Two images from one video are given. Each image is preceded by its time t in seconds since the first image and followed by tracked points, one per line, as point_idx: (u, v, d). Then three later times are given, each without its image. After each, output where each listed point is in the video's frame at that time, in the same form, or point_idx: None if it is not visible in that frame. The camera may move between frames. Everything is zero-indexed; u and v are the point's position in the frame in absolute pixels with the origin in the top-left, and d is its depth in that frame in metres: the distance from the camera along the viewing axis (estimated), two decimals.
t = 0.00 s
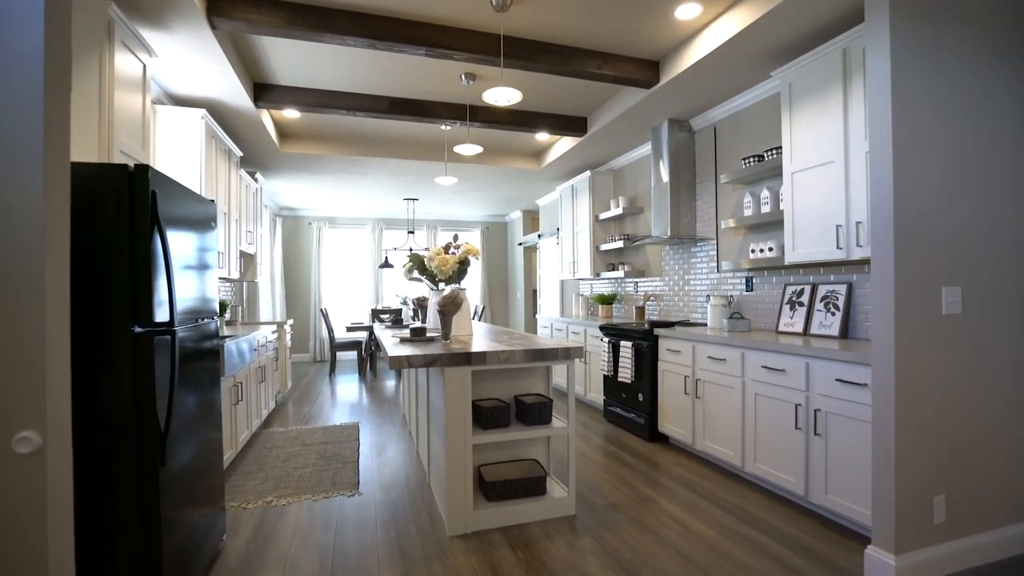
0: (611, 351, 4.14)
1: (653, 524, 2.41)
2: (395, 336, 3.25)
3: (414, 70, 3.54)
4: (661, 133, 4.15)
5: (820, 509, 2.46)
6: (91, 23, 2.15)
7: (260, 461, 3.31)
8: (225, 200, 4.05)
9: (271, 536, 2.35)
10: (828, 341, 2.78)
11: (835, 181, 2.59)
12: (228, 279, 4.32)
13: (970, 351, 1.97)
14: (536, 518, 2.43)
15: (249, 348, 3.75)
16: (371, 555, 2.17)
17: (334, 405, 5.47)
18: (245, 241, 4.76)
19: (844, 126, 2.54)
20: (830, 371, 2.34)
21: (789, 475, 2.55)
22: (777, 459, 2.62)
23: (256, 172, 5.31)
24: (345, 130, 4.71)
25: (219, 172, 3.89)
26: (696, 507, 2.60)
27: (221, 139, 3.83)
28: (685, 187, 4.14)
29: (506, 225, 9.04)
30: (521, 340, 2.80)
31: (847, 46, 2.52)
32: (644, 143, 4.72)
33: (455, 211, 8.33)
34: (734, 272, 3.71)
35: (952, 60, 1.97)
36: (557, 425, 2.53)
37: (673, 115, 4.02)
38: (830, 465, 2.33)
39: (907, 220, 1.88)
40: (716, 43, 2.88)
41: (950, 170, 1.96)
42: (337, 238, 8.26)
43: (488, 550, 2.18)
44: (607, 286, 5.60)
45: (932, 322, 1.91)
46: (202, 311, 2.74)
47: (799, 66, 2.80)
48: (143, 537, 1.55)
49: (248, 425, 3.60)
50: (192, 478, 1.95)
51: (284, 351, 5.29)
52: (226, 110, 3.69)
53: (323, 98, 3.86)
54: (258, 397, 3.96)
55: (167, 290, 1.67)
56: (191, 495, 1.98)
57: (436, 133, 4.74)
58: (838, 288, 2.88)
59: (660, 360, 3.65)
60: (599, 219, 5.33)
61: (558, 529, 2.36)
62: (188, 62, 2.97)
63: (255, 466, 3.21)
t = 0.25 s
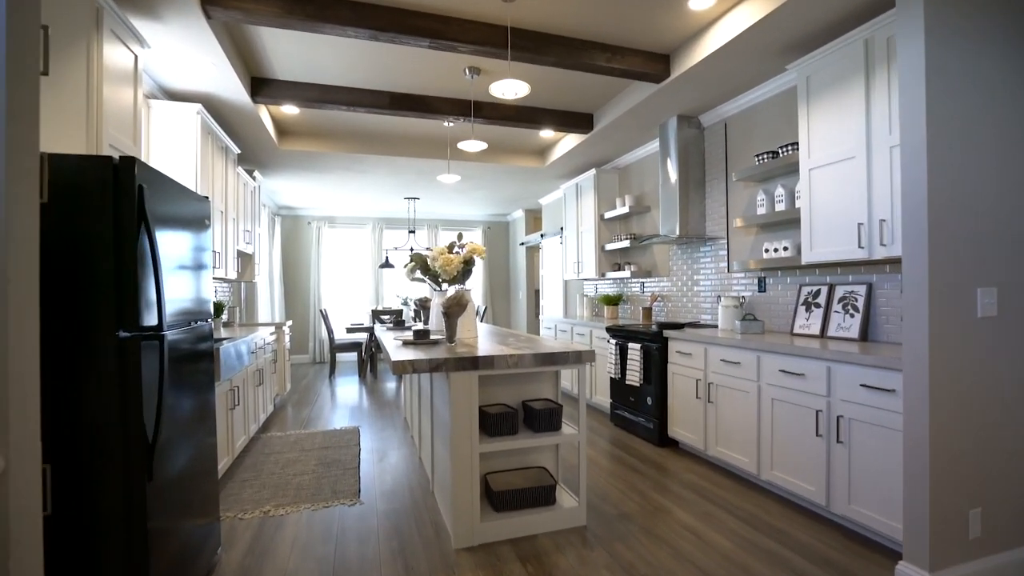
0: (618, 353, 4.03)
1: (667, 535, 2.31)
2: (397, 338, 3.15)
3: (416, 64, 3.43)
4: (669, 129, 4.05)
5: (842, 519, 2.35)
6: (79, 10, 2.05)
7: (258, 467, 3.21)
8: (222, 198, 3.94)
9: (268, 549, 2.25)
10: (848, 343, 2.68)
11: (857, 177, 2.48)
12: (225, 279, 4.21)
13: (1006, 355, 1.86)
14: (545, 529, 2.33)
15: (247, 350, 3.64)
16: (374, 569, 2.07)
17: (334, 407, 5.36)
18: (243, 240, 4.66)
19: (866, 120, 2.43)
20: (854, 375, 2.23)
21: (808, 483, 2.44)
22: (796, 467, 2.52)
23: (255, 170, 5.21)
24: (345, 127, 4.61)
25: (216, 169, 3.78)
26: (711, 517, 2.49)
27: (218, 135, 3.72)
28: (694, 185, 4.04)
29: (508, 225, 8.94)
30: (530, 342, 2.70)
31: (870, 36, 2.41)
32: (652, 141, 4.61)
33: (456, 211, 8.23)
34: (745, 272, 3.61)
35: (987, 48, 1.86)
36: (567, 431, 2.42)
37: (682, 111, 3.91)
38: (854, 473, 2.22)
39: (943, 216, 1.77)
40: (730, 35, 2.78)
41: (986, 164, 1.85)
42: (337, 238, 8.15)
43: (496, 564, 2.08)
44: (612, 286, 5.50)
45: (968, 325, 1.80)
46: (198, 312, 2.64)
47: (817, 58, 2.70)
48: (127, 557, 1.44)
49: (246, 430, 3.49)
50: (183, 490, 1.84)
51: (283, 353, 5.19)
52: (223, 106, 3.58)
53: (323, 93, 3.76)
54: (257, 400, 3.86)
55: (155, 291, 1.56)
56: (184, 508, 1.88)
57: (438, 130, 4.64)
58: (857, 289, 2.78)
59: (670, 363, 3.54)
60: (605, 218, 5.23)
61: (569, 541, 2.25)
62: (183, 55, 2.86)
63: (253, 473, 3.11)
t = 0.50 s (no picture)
0: (624, 355, 3.94)
1: (679, 545, 2.21)
2: (398, 339, 3.05)
3: (416, 57, 3.33)
4: (676, 125, 3.95)
5: (863, 529, 2.25)
6: None
7: (254, 473, 3.11)
8: (218, 196, 3.85)
9: (264, 561, 2.15)
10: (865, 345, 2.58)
11: (876, 172, 2.39)
12: (221, 279, 4.11)
13: None
14: (552, 540, 2.23)
15: (243, 352, 3.55)
16: None
17: (333, 409, 5.27)
18: (241, 239, 4.56)
19: (887, 112, 2.34)
20: (876, 379, 2.13)
21: (825, 491, 2.35)
22: (812, 474, 2.42)
23: (252, 168, 5.12)
24: (344, 123, 4.51)
25: (212, 166, 3.68)
26: (725, 525, 2.40)
27: (213, 131, 3.63)
28: (701, 182, 3.94)
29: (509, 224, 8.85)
30: (535, 344, 2.60)
31: (891, 25, 2.31)
32: (657, 137, 4.52)
33: (456, 210, 8.14)
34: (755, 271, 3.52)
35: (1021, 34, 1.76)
36: (574, 437, 2.32)
37: (689, 106, 3.82)
38: (875, 482, 2.13)
39: (977, 211, 1.67)
40: (742, 25, 2.68)
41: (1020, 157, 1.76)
42: (336, 238, 8.06)
43: None
44: (616, 286, 5.41)
45: (1001, 327, 1.70)
46: (192, 313, 2.54)
47: (833, 49, 2.60)
48: None
49: (242, 434, 3.40)
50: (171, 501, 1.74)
51: (281, 354, 5.10)
52: (218, 101, 3.49)
53: (321, 87, 3.66)
54: (253, 403, 3.76)
55: (138, 290, 1.46)
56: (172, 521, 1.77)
57: (439, 126, 4.54)
58: (874, 288, 2.68)
59: (677, 365, 3.45)
60: (608, 217, 5.14)
61: (576, 552, 2.16)
62: (176, 47, 2.77)
63: (249, 479, 3.01)
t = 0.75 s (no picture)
0: (630, 356, 3.82)
1: (694, 559, 2.10)
2: (397, 340, 2.93)
3: (416, 47, 3.21)
4: (684, 119, 3.84)
5: (888, 542, 2.14)
6: None
7: (247, 479, 2.99)
8: (211, 192, 3.72)
9: None
10: (886, 346, 2.46)
11: (900, 165, 2.27)
12: (215, 278, 3.99)
13: None
14: (560, 553, 2.11)
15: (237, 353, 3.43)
16: None
17: (330, 412, 5.15)
18: (235, 237, 4.44)
19: (912, 101, 2.22)
20: (903, 383, 2.01)
21: (847, 501, 2.23)
22: (833, 482, 2.31)
23: (247, 165, 4.99)
24: (341, 117, 4.39)
25: (204, 161, 3.56)
26: (741, 537, 2.28)
27: (206, 124, 3.51)
28: (710, 178, 3.82)
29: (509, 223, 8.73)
30: (541, 345, 2.48)
31: (916, 10, 2.19)
32: (663, 133, 4.40)
33: (456, 208, 8.02)
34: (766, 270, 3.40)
35: None
36: (583, 444, 2.20)
37: (698, 99, 3.71)
38: (902, 492, 2.01)
39: None
40: (757, 12, 2.56)
41: None
42: (334, 236, 7.93)
43: None
44: (620, 285, 5.29)
45: None
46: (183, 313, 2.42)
47: (852, 37, 2.48)
48: None
49: (235, 439, 3.28)
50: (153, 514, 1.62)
51: (277, 355, 4.97)
52: (211, 93, 3.37)
53: (317, 80, 3.53)
54: (248, 406, 3.63)
55: (112, 290, 1.38)
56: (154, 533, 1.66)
57: (439, 120, 4.42)
58: (895, 287, 2.56)
59: (687, 367, 3.33)
60: (612, 214, 5.02)
61: (586, 567, 2.04)
62: (165, 35, 2.65)
63: (242, 487, 2.88)
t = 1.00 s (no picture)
0: (635, 358, 3.71)
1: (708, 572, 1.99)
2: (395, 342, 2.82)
3: (415, 39, 3.11)
4: (691, 114, 3.73)
5: (911, 555, 2.03)
6: None
7: (239, 487, 2.88)
8: (204, 189, 3.61)
9: None
10: (906, 348, 2.36)
11: (922, 159, 2.17)
12: (208, 277, 3.88)
13: None
14: (566, 567, 2.01)
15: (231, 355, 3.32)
16: None
17: (328, 414, 5.03)
18: (230, 236, 4.34)
19: (935, 92, 2.12)
20: (928, 388, 1.91)
21: (868, 511, 2.13)
22: (851, 491, 2.20)
23: (243, 162, 4.88)
24: (339, 113, 4.28)
25: (197, 156, 3.45)
26: (755, 548, 2.18)
27: (198, 119, 3.40)
28: (718, 175, 3.72)
29: (510, 222, 8.62)
30: (546, 347, 2.37)
31: None
32: (669, 129, 4.30)
33: (456, 207, 7.92)
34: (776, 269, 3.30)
35: None
36: (590, 451, 2.10)
37: (705, 93, 3.60)
38: (928, 503, 1.91)
39: None
40: None
41: None
42: (332, 236, 7.83)
43: None
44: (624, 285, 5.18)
45: None
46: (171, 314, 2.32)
47: (870, 26, 2.38)
48: None
49: (228, 443, 3.17)
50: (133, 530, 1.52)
51: (273, 357, 4.86)
52: (203, 87, 3.26)
53: (313, 73, 3.42)
54: (242, 409, 3.52)
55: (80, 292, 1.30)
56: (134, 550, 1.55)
57: (439, 116, 4.32)
58: (914, 287, 2.46)
59: (695, 369, 3.23)
60: (616, 213, 4.91)
61: None
62: (153, 24, 2.54)
63: (234, 494, 2.77)
